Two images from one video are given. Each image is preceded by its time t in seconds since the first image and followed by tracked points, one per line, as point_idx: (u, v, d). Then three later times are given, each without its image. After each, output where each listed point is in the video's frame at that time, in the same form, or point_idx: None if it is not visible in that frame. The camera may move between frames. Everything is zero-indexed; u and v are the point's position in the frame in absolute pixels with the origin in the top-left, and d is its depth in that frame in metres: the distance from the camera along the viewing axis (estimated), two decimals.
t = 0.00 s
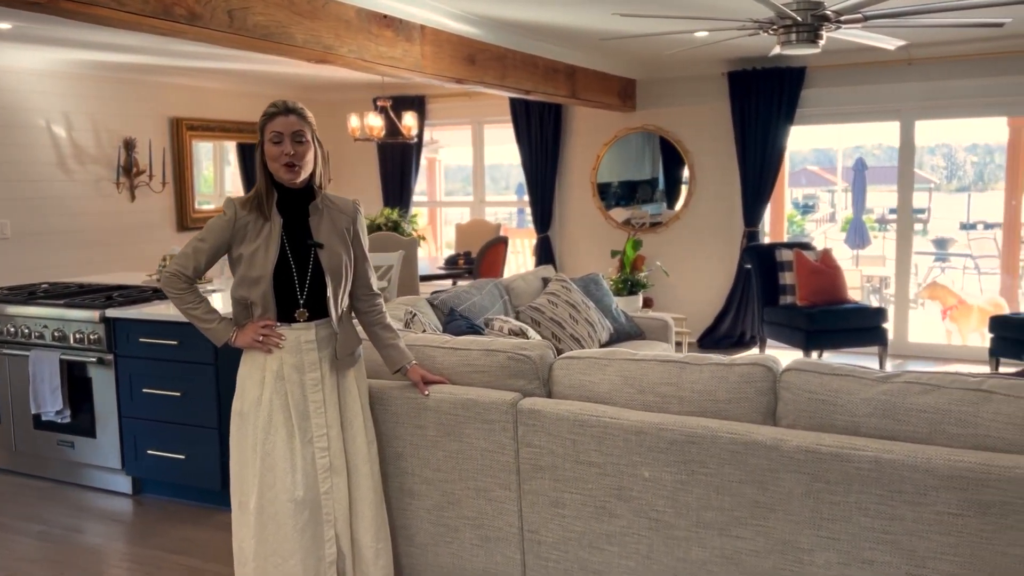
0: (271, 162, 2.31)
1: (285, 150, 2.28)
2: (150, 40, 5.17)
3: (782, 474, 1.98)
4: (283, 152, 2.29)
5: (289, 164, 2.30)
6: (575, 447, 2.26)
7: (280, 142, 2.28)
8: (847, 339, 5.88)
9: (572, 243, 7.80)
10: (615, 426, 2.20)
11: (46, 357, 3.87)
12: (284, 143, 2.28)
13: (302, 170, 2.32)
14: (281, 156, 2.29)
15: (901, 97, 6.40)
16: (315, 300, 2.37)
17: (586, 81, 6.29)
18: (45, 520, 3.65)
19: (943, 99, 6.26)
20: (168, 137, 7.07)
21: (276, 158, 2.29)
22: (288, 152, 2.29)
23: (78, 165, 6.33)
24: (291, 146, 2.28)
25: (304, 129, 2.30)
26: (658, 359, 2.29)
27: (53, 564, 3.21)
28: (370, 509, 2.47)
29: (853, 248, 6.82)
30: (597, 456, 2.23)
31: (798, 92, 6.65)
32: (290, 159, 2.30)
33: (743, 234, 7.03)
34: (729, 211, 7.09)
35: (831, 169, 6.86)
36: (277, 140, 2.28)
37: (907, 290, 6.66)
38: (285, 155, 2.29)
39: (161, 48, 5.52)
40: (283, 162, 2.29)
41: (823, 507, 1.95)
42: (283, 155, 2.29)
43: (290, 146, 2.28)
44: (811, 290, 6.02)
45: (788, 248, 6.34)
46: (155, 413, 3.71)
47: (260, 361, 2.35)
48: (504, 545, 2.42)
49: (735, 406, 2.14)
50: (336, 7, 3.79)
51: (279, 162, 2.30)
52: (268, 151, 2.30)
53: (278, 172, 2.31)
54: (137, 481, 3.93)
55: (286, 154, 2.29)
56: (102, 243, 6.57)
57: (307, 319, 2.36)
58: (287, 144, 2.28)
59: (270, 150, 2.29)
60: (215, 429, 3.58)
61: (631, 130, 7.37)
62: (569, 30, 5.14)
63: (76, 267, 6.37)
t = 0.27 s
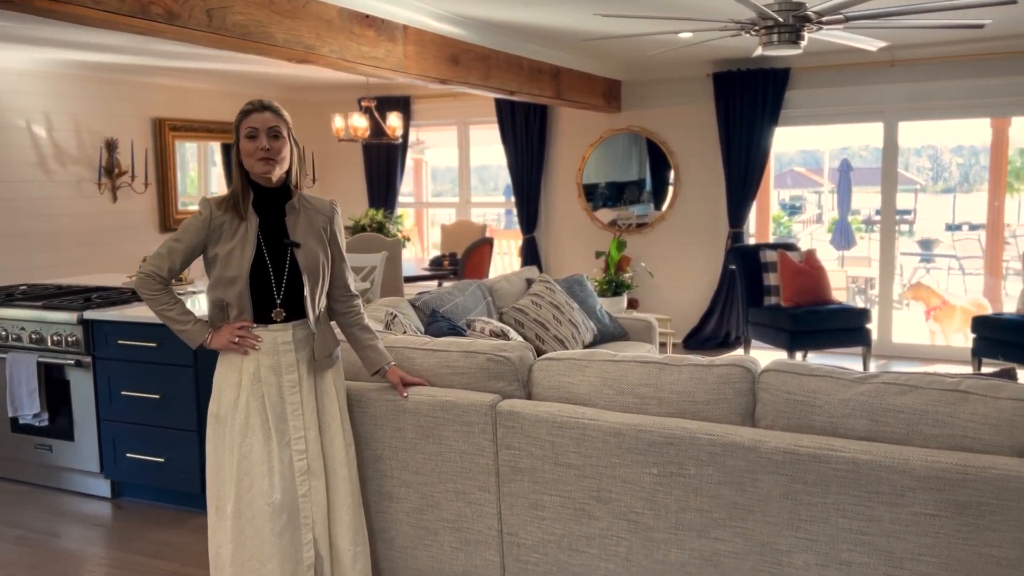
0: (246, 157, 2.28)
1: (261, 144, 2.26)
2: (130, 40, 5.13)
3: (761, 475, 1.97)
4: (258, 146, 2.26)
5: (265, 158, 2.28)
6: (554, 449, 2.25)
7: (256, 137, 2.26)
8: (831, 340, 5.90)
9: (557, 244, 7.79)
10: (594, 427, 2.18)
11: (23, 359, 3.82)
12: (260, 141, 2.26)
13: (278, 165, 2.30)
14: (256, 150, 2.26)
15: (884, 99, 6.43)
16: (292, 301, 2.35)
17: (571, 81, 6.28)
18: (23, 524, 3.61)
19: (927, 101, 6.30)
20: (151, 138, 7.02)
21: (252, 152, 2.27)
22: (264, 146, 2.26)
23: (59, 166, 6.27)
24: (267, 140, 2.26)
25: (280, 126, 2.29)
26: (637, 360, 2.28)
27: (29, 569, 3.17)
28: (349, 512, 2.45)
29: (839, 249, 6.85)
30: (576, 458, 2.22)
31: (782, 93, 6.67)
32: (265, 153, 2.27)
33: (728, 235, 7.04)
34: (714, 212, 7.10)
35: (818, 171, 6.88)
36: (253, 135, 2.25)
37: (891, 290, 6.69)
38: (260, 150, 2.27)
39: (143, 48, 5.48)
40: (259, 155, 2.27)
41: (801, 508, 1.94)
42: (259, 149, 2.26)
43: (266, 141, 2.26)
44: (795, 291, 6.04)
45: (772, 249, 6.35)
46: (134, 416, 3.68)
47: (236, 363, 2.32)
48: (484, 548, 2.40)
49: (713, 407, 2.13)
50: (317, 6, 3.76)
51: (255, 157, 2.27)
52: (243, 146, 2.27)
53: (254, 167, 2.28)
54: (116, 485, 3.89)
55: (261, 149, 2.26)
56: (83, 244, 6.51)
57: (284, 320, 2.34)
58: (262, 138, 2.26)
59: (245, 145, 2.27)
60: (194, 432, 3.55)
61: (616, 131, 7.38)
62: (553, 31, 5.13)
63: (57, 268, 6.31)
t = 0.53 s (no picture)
0: (220, 151, 2.28)
1: (235, 137, 2.26)
2: (110, 39, 5.09)
3: (738, 476, 1.97)
4: (232, 139, 2.26)
5: (239, 151, 2.27)
6: (532, 450, 2.24)
7: (230, 131, 2.26)
8: (814, 341, 5.92)
9: (542, 245, 7.79)
10: (571, 428, 2.17)
11: None
12: (234, 136, 2.26)
13: (253, 159, 2.30)
14: (230, 143, 2.26)
15: (867, 100, 6.46)
16: (269, 300, 2.33)
17: (554, 82, 6.27)
18: None
19: (909, 102, 6.33)
20: (132, 138, 6.96)
21: (226, 145, 2.26)
22: (238, 140, 2.26)
23: (39, 166, 6.21)
24: (241, 133, 2.26)
25: (255, 121, 2.29)
26: (615, 361, 2.27)
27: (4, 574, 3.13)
28: (327, 514, 2.43)
29: (822, 250, 6.87)
30: (555, 460, 2.21)
31: (765, 94, 6.69)
32: (240, 146, 2.27)
33: (711, 236, 7.05)
34: (698, 213, 7.12)
35: (805, 172, 6.87)
36: (227, 129, 2.25)
37: (874, 291, 6.72)
38: (235, 143, 2.26)
39: (123, 47, 5.44)
40: (233, 148, 2.26)
41: (779, 509, 1.94)
42: (233, 142, 2.26)
43: (240, 134, 2.26)
44: (778, 292, 6.06)
45: (756, 250, 6.37)
46: (111, 419, 3.64)
47: (213, 364, 2.29)
48: (463, 550, 2.39)
49: (691, 408, 2.12)
50: (297, 6, 3.74)
51: (229, 150, 2.27)
52: (217, 140, 2.27)
53: (228, 161, 2.28)
54: (94, 488, 3.84)
55: (236, 142, 2.26)
56: (63, 246, 6.45)
57: (261, 319, 2.32)
58: (237, 132, 2.26)
59: (219, 139, 2.26)
60: (172, 434, 3.51)
61: (600, 132, 7.39)
62: (536, 31, 5.12)
63: (37, 269, 6.24)
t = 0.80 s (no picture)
0: (198, 150, 2.26)
1: (212, 136, 2.24)
2: (89, 38, 5.04)
3: (715, 476, 1.97)
4: (210, 138, 2.24)
5: (217, 150, 2.25)
6: (511, 451, 2.23)
7: (207, 130, 2.24)
8: (796, 341, 5.94)
9: (526, 245, 7.79)
10: (550, 429, 2.17)
11: None
12: (211, 135, 2.24)
13: (231, 158, 2.28)
14: (207, 142, 2.24)
15: (848, 101, 6.50)
16: (246, 299, 2.31)
17: (538, 83, 6.28)
18: None
19: (890, 103, 6.38)
20: (113, 138, 6.91)
21: (203, 145, 2.25)
22: (215, 139, 2.24)
23: (17, 167, 6.15)
24: (219, 133, 2.24)
25: (232, 121, 2.28)
26: (594, 362, 2.27)
27: None
28: (305, 516, 2.41)
29: (805, 250, 6.91)
30: (534, 460, 2.20)
31: (748, 95, 6.72)
32: (217, 145, 2.25)
33: (695, 236, 7.07)
34: (681, 214, 7.14)
35: (789, 173, 6.89)
36: (204, 128, 2.24)
37: (856, 291, 6.77)
38: (212, 142, 2.24)
39: (102, 47, 5.39)
40: (210, 147, 2.25)
41: (756, 508, 1.94)
42: (210, 142, 2.24)
43: (217, 133, 2.24)
44: (760, 292, 6.08)
45: (738, 250, 6.39)
46: (89, 421, 3.60)
47: (190, 365, 2.28)
48: (442, 552, 2.38)
49: (669, 408, 2.12)
50: (277, 6, 3.72)
51: (206, 149, 2.25)
52: (194, 140, 2.25)
53: (205, 160, 2.26)
54: (72, 492, 3.81)
55: (213, 141, 2.24)
56: (42, 247, 6.38)
57: (239, 318, 2.30)
58: (214, 131, 2.24)
59: (196, 139, 2.25)
60: (151, 437, 3.48)
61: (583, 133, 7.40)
62: (518, 32, 5.12)
63: (16, 271, 6.18)
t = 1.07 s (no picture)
0: (178, 150, 2.25)
1: (193, 137, 2.23)
2: (67, 36, 4.99)
3: (695, 473, 1.98)
4: (191, 139, 2.23)
5: (197, 151, 2.24)
6: (492, 450, 2.23)
7: (189, 131, 2.23)
8: (777, 340, 5.98)
9: (510, 245, 7.79)
10: (532, 428, 2.17)
11: None
12: (192, 135, 2.23)
13: (212, 159, 2.27)
14: (188, 143, 2.23)
15: (829, 102, 6.55)
16: (226, 298, 2.30)
17: (521, 83, 6.28)
18: None
19: (870, 104, 6.44)
20: (93, 138, 6.85)
21: (184, 145, 2.24)
22: (197, 140, 2.24)
23: None
24: (200, 133, 2.23)
25: (213, 120, 2.27)
26: (576, 361, 2.27)
27: None
28: (287, 516, 2.41)
29: (787, 251, 6.95)
30: (516, 459, 2.20)
31: (730, 96, 6.76)
32: (198, 145, 2.24)
33: (678, 236, 7.10)
34: (664, 214, 7.17)
35: (771, 174, 6.94)
36: (186, 128, 2.23)
37: (838, 290, 6.82)
38: (193, 142, 2.24)
39: (82, 46, 5.35)
40: (191, 148, 2.24)
41: (736, 505, 1.95)
42: (191, 142, 2.23)
43: (198, 134, 2.23)
44: (742, 292, 6.11)
45: (720, 251, 6.42)
46: (68, 423, 3.57)
47: (170, 364, 2.26)
48: (424, 551, 2.38)
49: (651, 406, 2.13)
50: (258, 5, 3.70)
51: (187, 150, 2.24)
52: (175, 140, 2.24)
53: (186, 160, 2.25)
54: (51, 494, 3.77)
55: (194, 141, 2.24)
56: (21, 247, 6.32)
57: (219, 317, 2.29)
58: (196, 131, 2.23)
59: (177, 139, 2.24)
60: (130, 438, 3.46)
61: (567, 133, 7.41)
62: (501, 31, 5.12)
63: None
